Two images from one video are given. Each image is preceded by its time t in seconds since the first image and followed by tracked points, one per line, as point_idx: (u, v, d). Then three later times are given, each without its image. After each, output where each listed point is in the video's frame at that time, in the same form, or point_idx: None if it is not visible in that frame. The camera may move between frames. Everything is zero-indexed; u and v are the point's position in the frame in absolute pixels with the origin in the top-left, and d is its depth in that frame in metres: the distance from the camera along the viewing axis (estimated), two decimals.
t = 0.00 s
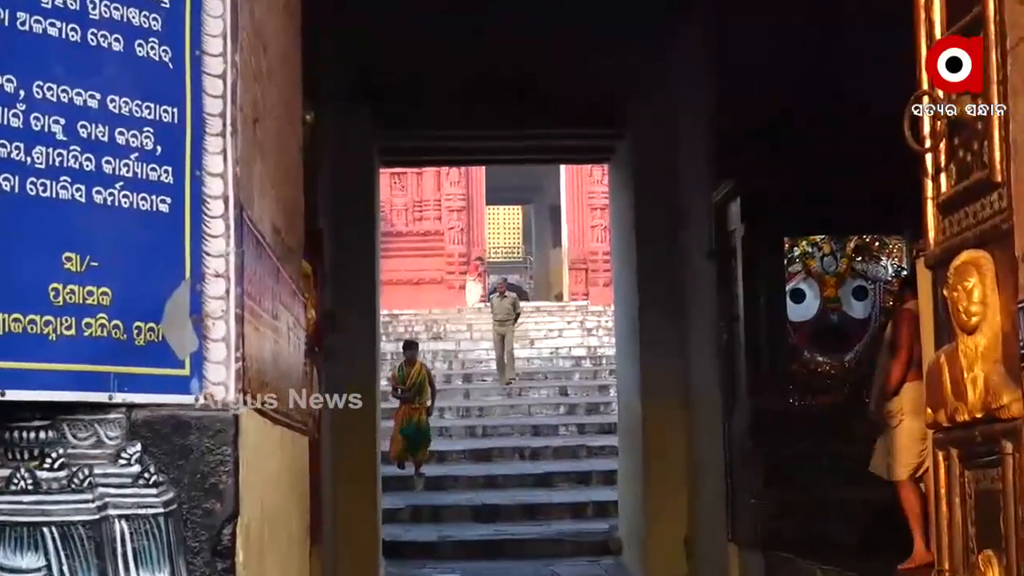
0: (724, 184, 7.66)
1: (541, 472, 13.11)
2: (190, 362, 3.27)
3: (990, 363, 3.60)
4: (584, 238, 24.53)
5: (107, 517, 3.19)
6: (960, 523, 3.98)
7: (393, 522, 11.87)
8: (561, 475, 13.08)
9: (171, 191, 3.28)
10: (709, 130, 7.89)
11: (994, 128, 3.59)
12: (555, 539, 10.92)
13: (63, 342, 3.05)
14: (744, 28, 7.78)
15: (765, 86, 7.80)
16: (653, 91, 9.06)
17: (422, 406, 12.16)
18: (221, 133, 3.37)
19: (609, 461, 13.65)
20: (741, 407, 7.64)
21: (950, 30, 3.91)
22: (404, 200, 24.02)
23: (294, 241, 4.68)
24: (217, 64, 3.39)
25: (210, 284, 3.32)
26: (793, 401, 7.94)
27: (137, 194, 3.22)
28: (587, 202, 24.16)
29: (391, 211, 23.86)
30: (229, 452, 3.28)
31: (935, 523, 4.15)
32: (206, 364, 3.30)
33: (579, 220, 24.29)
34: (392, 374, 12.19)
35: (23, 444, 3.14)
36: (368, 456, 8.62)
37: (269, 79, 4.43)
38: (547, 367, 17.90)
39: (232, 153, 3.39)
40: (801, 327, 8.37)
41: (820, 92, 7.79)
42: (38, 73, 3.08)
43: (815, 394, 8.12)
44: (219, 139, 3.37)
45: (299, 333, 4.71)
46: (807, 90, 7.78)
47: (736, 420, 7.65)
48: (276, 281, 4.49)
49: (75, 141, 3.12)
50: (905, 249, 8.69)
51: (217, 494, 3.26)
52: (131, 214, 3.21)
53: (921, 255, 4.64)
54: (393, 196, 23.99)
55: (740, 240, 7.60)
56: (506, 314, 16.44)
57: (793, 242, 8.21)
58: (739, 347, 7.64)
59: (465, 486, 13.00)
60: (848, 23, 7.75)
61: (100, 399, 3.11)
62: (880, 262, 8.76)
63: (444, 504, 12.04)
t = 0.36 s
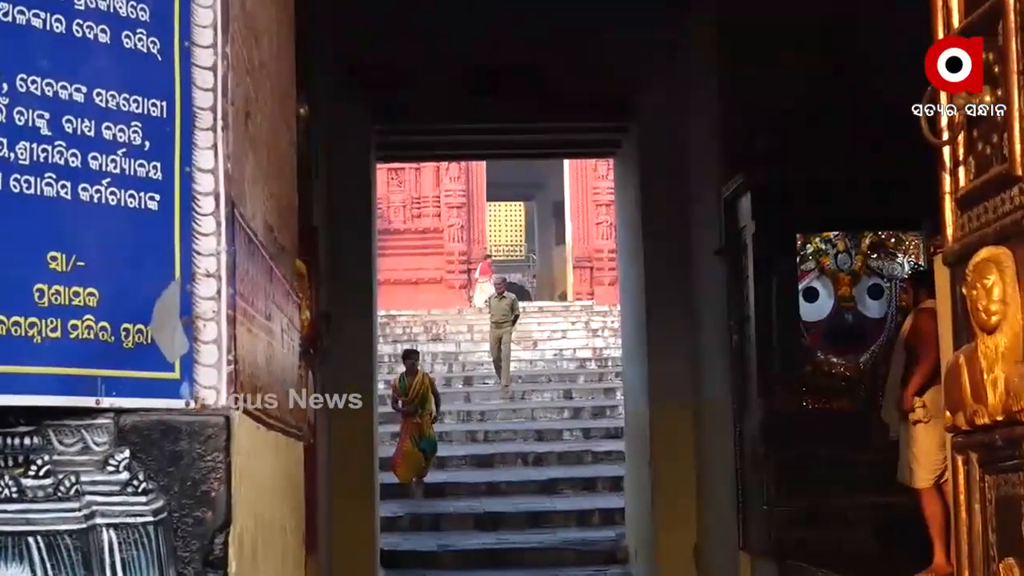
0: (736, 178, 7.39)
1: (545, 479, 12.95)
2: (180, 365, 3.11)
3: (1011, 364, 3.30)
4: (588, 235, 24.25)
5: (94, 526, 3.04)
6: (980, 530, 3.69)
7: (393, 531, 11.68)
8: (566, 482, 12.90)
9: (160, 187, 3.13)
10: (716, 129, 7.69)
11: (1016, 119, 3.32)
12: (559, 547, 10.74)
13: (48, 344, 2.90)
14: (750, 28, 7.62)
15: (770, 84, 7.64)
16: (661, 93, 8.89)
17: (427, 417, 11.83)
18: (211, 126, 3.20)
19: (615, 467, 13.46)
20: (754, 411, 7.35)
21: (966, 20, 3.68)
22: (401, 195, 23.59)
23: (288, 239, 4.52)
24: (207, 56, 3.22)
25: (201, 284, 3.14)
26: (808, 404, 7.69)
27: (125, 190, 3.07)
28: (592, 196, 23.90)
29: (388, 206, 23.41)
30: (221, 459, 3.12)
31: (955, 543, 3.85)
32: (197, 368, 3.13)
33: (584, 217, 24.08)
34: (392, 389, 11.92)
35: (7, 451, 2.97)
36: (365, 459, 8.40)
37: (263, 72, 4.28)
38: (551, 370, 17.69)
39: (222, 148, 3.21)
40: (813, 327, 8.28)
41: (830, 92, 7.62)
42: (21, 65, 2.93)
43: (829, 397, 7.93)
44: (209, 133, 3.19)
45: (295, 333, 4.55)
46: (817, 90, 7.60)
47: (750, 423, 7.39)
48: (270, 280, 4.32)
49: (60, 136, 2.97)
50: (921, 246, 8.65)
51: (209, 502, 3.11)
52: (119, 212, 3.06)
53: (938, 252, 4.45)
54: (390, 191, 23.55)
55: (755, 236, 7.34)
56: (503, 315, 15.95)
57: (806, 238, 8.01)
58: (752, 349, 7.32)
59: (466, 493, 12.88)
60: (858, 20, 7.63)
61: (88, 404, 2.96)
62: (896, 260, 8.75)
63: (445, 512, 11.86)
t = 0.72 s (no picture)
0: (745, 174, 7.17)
1: (549, 486, 12.68)
2: (170, 369, 2.93)
3: None
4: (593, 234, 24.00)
5: (82, 537, 2.82)
6: (1002, 539, 3.52)
7: (391, 540, 11.50)
8: (570, 488, 12.64)
9: (149, 185, 2.94)
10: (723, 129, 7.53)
11: None
12: (563, 557, 10.56)
13: (32, 348, 2.70)
14: (758, 27, 7.48)
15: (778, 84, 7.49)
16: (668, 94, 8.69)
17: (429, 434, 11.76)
18: (201, 121, 3.02)
19: (621, 474, 13.28)
20: (765, 414, 7.08)
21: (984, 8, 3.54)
22: (399, 193, 23.33)
23: (282, 238, 4.34)
24: (197, 48, 3.04)
25: (191, 285, 2.97)
26: (822, 409, 7.53)
27: (112, 188, 2.88)
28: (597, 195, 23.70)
29: (385, 204, 23.18)
30: (213, 466, 2.95)
31: (976, 553, 3.70)
32: (187, 372, 2.96)
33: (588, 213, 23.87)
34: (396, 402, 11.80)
35: None
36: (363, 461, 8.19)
37: (254, 63, 4.12)
38: (556, 373, 17.50)
39: (212, 143, 3.03)
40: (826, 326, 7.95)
41: (842, 94, 7.42)
42: (3, 58, 2.72)
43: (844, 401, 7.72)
44: (199, 128, 3.01)
45: (290, 336, 4.39)
46: (825, 91, 7.47)
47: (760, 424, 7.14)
48: (262, 281, 4.15)
49: (45, 131, 2.77)
50: (940, 242, 8.36)
51: (200, 512, 2.93)
52: (106, 210, 2.87)
53: (956, 249, 4.28)
54: (388, 188, 23.21)
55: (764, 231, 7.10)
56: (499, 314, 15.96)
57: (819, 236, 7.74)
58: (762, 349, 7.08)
59: (468, 501, 12.69)
60: (869, 21, 7.51)
61: (75, 410, 2.77)
62: (914, 257, 8.42)
63: (446, 520, 11.69)
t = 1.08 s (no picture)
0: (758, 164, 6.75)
1: (552, 492, 12.49)
2: (157, 371, 2.74)
3: None
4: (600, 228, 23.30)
5: (65, 546, 2.66)
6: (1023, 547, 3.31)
7: (387, 548, 11.27)
8: (573, 496, 12.45)
9: (135, 180, 2.76)
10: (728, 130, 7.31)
11: None
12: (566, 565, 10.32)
13: (13, 350, 2.53)
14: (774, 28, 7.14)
15: (785, 83, 7.15)
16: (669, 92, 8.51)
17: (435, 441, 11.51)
18: (189, 113, 2.84)
19: (624, 480, 13.07)
20: (773, 418, 6.83)
21: None
22: (395, 188, 23.14)
23: (273, 235, 4.17)
24: (186, 38, 2.86)
25: (179, 284, 2.78)
26: (834, 412, 7.43)
27: (97, 182, 2.70)
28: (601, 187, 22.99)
29: (381, 199, 22.99)
30: (202, 471, 2.77)
31: (996, 566, 3.49)
32: (176, 374, 2.77)
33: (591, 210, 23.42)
34: (401, 408, 11.56)
35: None
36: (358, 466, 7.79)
37: (244, 54, 3.95)
38: (558, 375, 17.26)
39: (201, 136, 2.85)
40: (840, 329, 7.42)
41: (850, 94, 7.18)
42: None
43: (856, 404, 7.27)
44: (186, 121, 2.83)
45: (282, 337, 4.22)
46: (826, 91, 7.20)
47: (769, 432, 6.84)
48: (253, 279, 3.99)
49: (27, 124, 2.60)
50: (957, 239, 8.14)
51: (189, 518, 2.76)
52: (91, 206, 2.69)
53: (973, 245, 4.10)
54: (383, 183, 23.06)
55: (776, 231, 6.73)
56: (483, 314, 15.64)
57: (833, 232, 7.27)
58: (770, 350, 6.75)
59: (467, 507, 12.45)
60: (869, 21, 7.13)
61: (58, 414, 2.60)
62: (929, 254, 8.21)
63: (445, 527, 11.45)
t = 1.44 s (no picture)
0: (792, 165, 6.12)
1: (554, 497, 12.26)
2: (145, 371, 2.50)
3: None
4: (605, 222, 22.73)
5: (49, 551, 2.41)
6: None
7: (382, 556, 11.01)
8: (575, 500, 12.24)
9: (123, 172, 2.51)
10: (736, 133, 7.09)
11: None
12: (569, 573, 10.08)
13: None
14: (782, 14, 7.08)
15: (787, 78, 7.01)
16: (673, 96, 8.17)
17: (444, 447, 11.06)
18: (179, 102, 2.58)
19: (628, 484, 12.84)
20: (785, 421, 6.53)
21: None
22: (391, 180, 22.45)
23: (265, 229, 4.02)
24: (175, 24, 2.59)
25: (166, 280, 2.52)
26: (847, 412, 6.59)
27: (82, 174, 2.46)
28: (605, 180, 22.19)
29: (377, 191, 22.33)
30: (191, 474, 2.51)
31: None
32: (164, 373, 2.51)
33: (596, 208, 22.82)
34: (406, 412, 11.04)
35: None
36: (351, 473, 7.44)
37: (235, 40, 3.79)
38: (561, 375, 17.06)
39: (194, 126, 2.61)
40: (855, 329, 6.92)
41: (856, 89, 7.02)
42: None
43: (872, 407, 6.82)
44: (176, 109, 2.57)
45: (274, 337, 4.08)
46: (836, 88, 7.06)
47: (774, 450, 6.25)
48: (244, 275, 3.83)
49: (8, 113, 2.37)
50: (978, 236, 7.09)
51: (178, 524, 2.48)
52: (76, 199, 2.44)
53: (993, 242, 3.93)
54: (379, 175, 22.36)
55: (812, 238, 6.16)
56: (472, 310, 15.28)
57: (846, 226, 6.77)
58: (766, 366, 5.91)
59: (466, 513, 12.18)
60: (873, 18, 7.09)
61: (40, 414, 2.36)
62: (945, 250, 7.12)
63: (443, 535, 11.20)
